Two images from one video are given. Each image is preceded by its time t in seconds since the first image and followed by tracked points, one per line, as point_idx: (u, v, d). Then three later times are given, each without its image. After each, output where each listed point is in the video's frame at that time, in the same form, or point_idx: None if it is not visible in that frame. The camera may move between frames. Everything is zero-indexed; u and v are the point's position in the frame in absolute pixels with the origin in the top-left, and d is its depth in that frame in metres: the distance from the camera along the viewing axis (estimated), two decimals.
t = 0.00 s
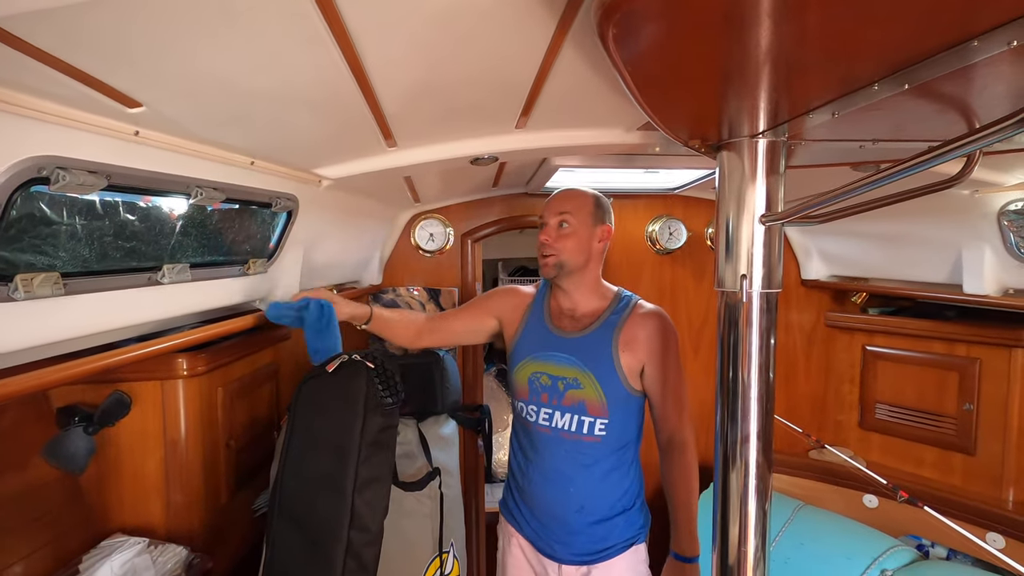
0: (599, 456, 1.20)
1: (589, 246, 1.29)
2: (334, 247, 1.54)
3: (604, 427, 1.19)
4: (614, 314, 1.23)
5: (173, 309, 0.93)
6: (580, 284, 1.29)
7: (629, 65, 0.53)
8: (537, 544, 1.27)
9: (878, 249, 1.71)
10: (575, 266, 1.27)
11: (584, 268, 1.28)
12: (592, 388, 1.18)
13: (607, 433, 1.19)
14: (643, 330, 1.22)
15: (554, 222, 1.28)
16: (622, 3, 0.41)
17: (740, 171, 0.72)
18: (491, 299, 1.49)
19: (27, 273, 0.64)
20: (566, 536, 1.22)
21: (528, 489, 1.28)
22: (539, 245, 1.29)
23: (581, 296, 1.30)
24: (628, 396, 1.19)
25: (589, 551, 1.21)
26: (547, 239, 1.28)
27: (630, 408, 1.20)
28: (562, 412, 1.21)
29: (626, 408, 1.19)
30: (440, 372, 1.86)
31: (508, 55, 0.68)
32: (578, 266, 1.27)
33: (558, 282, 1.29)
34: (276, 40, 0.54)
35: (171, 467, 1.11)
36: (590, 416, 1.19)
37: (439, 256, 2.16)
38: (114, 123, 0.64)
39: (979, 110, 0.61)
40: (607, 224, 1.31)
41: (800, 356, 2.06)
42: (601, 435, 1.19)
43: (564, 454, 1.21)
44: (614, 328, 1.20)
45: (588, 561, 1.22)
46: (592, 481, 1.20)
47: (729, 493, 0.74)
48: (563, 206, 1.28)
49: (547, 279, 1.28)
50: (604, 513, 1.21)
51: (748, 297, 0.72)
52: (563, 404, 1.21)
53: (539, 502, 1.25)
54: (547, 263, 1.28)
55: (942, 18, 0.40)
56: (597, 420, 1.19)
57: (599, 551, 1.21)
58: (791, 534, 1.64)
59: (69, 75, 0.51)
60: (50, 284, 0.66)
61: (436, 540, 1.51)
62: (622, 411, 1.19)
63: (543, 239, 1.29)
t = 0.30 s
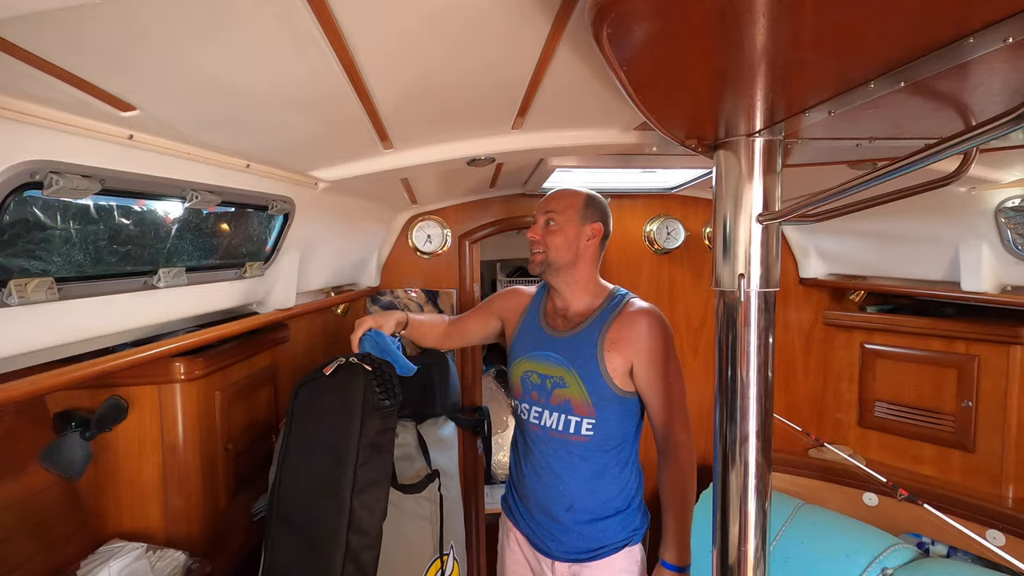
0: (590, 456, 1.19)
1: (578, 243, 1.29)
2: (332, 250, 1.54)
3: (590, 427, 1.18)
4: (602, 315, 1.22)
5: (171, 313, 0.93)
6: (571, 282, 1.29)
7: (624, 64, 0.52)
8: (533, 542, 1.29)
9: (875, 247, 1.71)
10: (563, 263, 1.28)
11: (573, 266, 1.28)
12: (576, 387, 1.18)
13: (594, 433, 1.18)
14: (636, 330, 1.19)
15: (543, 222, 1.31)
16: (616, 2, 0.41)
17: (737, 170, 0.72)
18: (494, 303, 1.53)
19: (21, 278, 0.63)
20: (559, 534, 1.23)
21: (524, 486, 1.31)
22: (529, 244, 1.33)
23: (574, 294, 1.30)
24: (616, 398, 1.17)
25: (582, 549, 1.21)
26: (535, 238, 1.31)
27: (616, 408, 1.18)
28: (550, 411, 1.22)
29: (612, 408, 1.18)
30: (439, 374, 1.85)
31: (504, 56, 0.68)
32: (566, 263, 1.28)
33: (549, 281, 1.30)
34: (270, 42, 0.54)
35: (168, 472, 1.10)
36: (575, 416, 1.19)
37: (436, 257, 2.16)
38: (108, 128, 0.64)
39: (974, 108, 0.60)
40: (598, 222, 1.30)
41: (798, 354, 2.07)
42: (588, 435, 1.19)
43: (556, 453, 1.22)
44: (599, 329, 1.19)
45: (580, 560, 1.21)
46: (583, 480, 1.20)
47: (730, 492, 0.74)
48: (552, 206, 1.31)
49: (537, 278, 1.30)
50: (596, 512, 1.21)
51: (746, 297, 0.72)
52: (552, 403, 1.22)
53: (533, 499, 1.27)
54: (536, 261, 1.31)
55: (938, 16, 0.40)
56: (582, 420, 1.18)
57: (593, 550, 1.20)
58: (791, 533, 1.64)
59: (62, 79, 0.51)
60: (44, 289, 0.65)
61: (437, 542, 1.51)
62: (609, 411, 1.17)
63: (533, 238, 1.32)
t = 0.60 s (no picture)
0: (594, 458, 1.19)
1: (593, 245, 1.28)
2: (332, 249, 1.54)
3: (593, 428, 1.18)
4: (604, 315, 1.21)
5: (172, 312, 0.93)
6: (582, 283, 1.28)
7: (627, 62, 0.52)
8: (537, 541, 1.29)
9: (878, 246, 1.71)
10: (579, 264, 1.26)
11: (587, 268, 1.27)
12: (579, 387, 1.19)
13: (597, 434, 1.18)
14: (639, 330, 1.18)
15: (561, 219, 1.27)
16: None
17: (739, 169, 0.72)
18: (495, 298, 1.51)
19: (21, 277, 0.63)
20: (563, 535, 1.23)
21: (527, 486, 1.31)
22: (544, 239, 1.28)
23: (579, 294, 1.28)
24: (618, 398, 1.17)
25: (587, 550, 1.22)
26: (551, 235, 1.27)
27: (619, 409, 1.18)
28: (553, 411, 1.22)
29: (614, 408, 1.18)
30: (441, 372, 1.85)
31: (505, 53, 0.68)
32: (580, 264, 1.27)
33: (561, 279, 1.27)
34: (270, 40, 0.53)
35: (169, 471, 1.10)
36: (579, 416, 1.19)
37: (437, 256, 2.15)
38: (108, 126, 0.64)
39: (979, 105, 0.60)
40: (610, 226, 1.31)
41: (800, 353, 2.06)
42: (591, 435, 1.19)
43: (559, 455, 1.23)
44: (601, 330, 1.19)
45: (585, 560, 1.22)
46: (587, 481, 1.20)
47: (731, 491, 0.74)
48: (570, 203, 1.27)
49: (553, 275, 1.26)
50: (601, 513, 1.21)
51: (749, 296, 0.71)
52: (554, 403, 1.22)
53: (536, 499, 1.28)
54: (552, 258, 1.26)
55: (946, 11, 0.39)
56: (586, 421, 1.18)
57: (598, 550, 1.21)
58: (794, 533, 1.64)
59: (60, 76, 0.51)
60: (45, 288, 0.65)
61: (438, 540, 1.51)
62: (612, 411, 1.18)
63: (549, 233, 1.27)
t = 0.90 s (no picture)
0: (600, 455, 1.19)
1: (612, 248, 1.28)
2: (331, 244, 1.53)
3: (603, 426, 1.18)
4: (613, 312, 1.20)
5: (168, 307, 0.93)
6: (597, 283, 1.27)
7: (628, 54, 0.51)
8: (540, 542, 1.28)
9: (878, 242, 1.70)
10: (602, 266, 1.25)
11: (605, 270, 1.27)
12: (589, 385, 1.17)
13: (605, 431, 1.18)
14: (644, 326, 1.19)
15: (591, 217, 1.22)
16: None
17: (740, 164, 0.72)
18: (490, 292, 1.49)
19: (17, 270, 0.63)
20: (569, 534, 1.22)
21: (529, 487, 1.29)
22: (573, 235, 1.22)
23: (588, 291, 1.27)
24: (627, 396, 1.18)
25: (593, 548, 1.21)
26: (580, 232, 1.22)
27: (627, 406, 1.18)
28: (559, 410, 1.21)
29: (624, 405, 1.18)
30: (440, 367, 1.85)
31: (505, 47, 0.67)
32: (601, 266, 1.26)
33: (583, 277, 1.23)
34: (268, 33, 0.53)
35: (168, 466, 1.10)
36: (588, 414, 1.18)
37: (437, 252, 2.15)
38: (105, 118, 0.63)
39: (981, 100, 0.60)
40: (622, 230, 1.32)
41: (799, 349, 2.07)
42: (599, 433, 1.18)
43: (564, 454, 1.21)
44: (610, 327, 1.18)
45: (592, 559, 1.21)
46: (593, 479, 1.20)
47: (731, 487, 0.74)
48: (597, 202, 1.24)
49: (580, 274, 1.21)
50: (606, 512, 1.21)
51: (750, 291, 0.71)
52: (561, 401, 1.20)
53: (540, 499, 1.26)
54: (579, 256, 1.21)
55: (951, 3, 0.39)
56: (595, 419, 1.18)
57: (604, 549, 1.21)
58: (793, 529, 1.65)
59: (57, 67, 0.50)
60: (42, 281, 0.65)
61: (438, 535, 1.51)
62: (621, 408, 1.18)
63: (579, 229, 1.22)
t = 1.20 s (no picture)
0: (610, 459, 1.20)
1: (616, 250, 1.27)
2: (329, 244, 1.53)
3: (614, 431, 1.19)
4: (622, 315, 1.20)
5: (165, 305, 0.93)
6: (601, 285, 1.26)
7: (626, 54, 0.52)
8: (549, 548, 1.27)
9: (876, 242, 1.71)
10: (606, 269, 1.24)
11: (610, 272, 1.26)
12: (601, 392, 1.18)
13: (616, 436, 1.19)
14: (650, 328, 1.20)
15: (596, 219, 1.21)
16: None
17: (738, 164, 0.72)
18: (489, 292, 1.47)
19: (14, 268, 0.63)
20: (579, 538, 1.23)
21: (536, 495, 1.27)
22: (578, 238, 1.21)
23: (593, 294, 1.26)
24: (637, 399, 1.19)
25: (603, 550, 1.23)
26: (585, 235, 1.20)
27: (639, 410, 1.20)
28: (570, 416, 1.20)
29: (636, 409, 1.19)
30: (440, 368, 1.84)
31: (503, 46, 0.68)
32: (606, 269, 1.25)
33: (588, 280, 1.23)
34: (265, 32, 0.53)
35: (166, 465, 1.10)
36: (599, 420, 1.19)
37: (435, 252, 2.15)
38: (103, 116, 0.63)
39: (978, 100, 0.60)
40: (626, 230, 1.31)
41: (796, 349, 2.07)
42: (610, 438, 1.19)
43: (573, 460, 1.21)
44: (621, 330, 1.18)
45: (602, 560, 1.23)
46: (603, 482, 1.21)
47: (728, 487, 0.74)
48: (603, 204, 1.22)
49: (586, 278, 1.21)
50: (616, 514, 1.22)
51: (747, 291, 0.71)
52: (571, 407, 1.20)
53: (549, 506, 1.25)
54: (585, 259, 1.20)
55: (948, 4, 0.39)
56: (606, 425, 1.18)
57: (613, 549, 1.23)
58: (790, 528, 1.65)
59: (54, 66, 0.50)
60: (39, 280, 0.65)
61: (436, 535, 1.52)
62: (633, 413, 1.19)
63: (584, 232, 1.21)
